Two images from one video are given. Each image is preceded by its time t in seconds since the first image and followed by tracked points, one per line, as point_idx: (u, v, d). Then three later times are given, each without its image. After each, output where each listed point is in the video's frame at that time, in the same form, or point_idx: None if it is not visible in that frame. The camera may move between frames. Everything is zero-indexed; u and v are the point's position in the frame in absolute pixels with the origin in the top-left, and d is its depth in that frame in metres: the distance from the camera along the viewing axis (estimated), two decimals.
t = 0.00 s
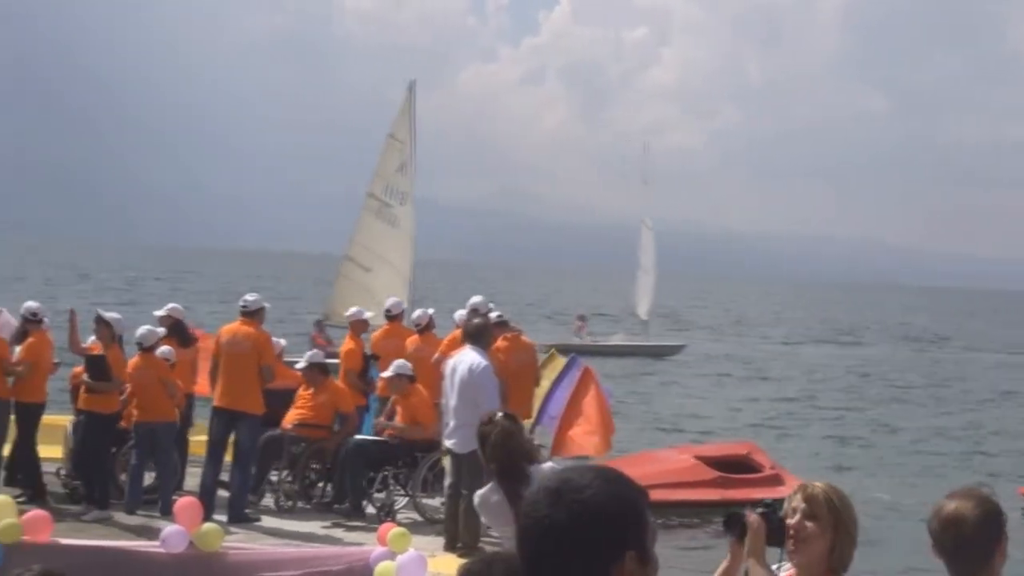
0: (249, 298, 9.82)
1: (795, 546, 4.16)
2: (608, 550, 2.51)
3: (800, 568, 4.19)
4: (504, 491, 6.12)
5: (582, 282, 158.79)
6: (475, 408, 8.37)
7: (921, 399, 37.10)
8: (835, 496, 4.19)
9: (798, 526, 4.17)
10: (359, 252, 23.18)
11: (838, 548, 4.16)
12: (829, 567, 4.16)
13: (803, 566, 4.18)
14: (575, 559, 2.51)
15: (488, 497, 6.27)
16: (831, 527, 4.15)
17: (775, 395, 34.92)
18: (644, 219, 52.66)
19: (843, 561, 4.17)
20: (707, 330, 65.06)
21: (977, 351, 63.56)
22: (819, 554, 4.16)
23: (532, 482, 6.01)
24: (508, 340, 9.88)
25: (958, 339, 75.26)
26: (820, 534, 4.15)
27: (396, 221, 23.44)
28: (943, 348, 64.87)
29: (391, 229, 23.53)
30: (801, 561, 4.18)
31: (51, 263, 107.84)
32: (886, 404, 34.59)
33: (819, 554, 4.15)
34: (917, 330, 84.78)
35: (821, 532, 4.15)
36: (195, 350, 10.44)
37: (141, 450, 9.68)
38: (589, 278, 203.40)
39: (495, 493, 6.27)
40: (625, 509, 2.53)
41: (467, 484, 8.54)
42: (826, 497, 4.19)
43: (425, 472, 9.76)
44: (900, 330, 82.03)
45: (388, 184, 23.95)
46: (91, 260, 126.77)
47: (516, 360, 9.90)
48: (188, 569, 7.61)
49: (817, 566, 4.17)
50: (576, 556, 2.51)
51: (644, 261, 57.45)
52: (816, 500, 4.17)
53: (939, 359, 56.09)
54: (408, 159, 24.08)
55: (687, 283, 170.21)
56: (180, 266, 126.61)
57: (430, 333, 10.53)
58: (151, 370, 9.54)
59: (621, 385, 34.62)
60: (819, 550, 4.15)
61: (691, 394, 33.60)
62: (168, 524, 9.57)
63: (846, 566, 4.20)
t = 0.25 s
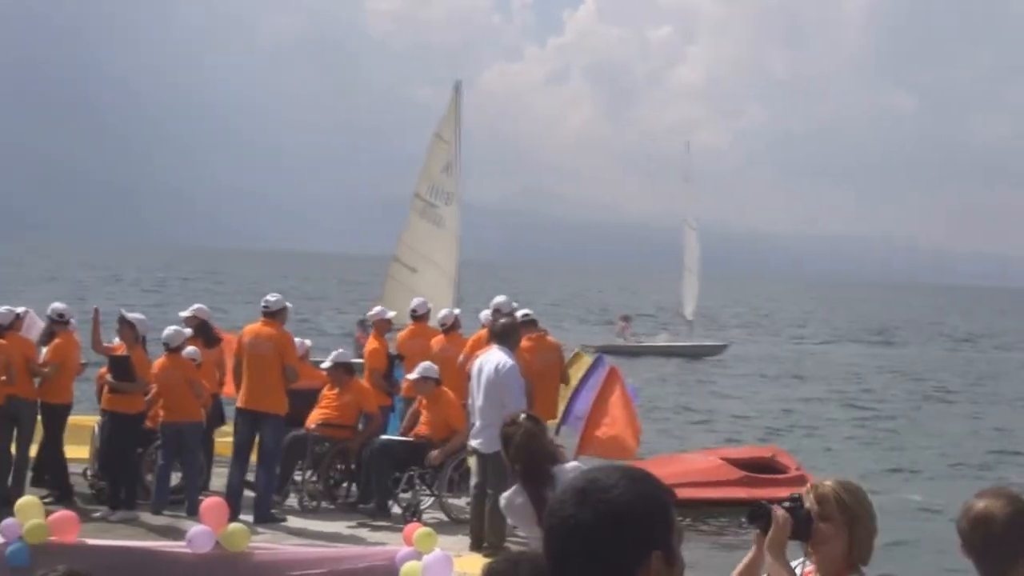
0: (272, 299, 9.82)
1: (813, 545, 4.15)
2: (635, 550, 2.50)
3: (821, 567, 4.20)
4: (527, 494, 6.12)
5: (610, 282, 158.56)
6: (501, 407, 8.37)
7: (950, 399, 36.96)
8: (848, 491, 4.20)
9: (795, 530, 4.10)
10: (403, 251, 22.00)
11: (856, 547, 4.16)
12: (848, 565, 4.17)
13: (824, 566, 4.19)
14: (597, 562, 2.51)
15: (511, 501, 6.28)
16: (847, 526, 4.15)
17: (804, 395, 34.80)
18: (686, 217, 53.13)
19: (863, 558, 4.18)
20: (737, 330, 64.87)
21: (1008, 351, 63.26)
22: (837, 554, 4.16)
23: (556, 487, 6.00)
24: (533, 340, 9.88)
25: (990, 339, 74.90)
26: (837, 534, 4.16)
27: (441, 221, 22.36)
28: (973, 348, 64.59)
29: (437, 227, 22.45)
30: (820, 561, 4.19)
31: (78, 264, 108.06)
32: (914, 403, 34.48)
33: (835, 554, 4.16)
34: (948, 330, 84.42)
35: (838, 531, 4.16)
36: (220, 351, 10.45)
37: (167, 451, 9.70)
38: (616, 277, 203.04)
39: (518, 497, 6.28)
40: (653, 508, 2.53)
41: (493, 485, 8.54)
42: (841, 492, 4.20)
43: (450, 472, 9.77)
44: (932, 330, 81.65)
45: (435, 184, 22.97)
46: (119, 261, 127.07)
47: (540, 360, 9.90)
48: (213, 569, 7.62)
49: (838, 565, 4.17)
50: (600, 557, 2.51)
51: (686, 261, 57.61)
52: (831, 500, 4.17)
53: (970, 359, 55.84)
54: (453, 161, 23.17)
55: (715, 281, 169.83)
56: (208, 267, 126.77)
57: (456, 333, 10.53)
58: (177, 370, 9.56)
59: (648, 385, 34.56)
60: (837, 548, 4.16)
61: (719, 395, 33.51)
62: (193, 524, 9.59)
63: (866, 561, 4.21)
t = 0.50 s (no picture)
0: (282, 299, 9.83)
1: (826, 547, 4.14)
2: (652, 551, 2.50)
3: (831, 570, 4.20)
4: (542, 495, 6.12)
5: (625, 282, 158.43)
6: (515, 406, 8.37)
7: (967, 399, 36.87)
8: (860, 494, 4.21)
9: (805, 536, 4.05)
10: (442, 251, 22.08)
11: (869, 550, 4.17)
12: (862, 567, 4.17)
13: (834, 568, 4.19)
14: (612, 561, 2.51)
15: (525, 504, 6.28)
16: (860, 530, 4.16)
17: (823, 396, 34.74)
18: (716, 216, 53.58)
19: (876, 560, 4.18)
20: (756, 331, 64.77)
21: None
22: (851, 558, 4.16)
23: (572, 489, 6.00)
24: (545, 340, 9.87)
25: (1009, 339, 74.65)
26: (851, 538, 4.16)
27: (479, 222, 22.49)
28: (992, 348, 64.40)
29: (475, 233, 22.61)
30: (830, 565, 4.19)
31: (97, 265, 108.33)
32: (931, 404, 34.42)
33: (850, 558, 4.16)
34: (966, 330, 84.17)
35: (852, 534, 4.16)
36: (233, 351, 10.46)
37: (181, 452, 9.70)
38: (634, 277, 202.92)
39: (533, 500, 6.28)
40: (668, 509, 2.53)
41: (508, 485, 8.55)
42: (852, 496, 4.20)
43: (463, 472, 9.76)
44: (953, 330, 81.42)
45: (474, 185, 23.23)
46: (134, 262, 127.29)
47: (552, 359, 9.89)
48: (228, 569, 7.64)
49: (850, 566, 4.16)
50: (615, 558, 2.50)
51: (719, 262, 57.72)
52: (843, 504, 4.18)
53: (990, 359, 55.69)
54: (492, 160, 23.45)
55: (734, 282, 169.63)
56: (226, 268, 126.96)
57: (470, 333, 10.54)
58: (191, 371, 9.56)
59: (666, 386, 34.54)
60: (851, 552, 4.16)
61: (738, 396, 33.47)
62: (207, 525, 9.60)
63: (878, 563, 4.21)
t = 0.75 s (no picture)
0: (296, 299, 9.84)
1: (844, 547, 4.14)
2: (670, 551, 2.49)
3: (851, 569, 4.19)
4: (559, 495, 6.11)
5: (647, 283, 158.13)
6: (534, 405, 8.36)
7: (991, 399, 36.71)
8: (878, 495, 4.20)
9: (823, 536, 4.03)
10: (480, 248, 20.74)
11: (889, 551, 4.16)
12: (881, 566, 4.16)
13: (853, 569, 4.18)
14: (632, 561, 2.50)
15: (543, 502, 6.28)
16: (878, 530, 4.15)
17: (847, 395, 34.64)
18: (758, 212, 54.00)
19: (895, 560, 4.17)
20: (782, 330, 64.60)
21: None
22: (869, 559, 4.15)
23: (590, 489, 6.00)
24: (564, 339, 9.86)
25: None
26: (870, 539, 4.15)
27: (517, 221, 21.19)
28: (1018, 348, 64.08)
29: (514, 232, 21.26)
30: (849, 564, 4.18)
31: (121, 266, 108.57)
32: (955, 403, 34.28)
33: (868, 559, 4.15)
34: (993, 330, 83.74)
35: (871, 535, 4.15)
36: (250, 352, 10.47)
37: (201, 452, 9.71)
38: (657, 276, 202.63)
39: (549, 500, 6.28)
40: (685, 509, 2.52)
41: (526, 487, 8.54)
42: (871, 495, 4.20)
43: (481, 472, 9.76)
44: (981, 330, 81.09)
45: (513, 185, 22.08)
46: (156, 263, 127.43)
47: (570, 359, 9.86)
48: (246, 569, 7.65)
49: (868, 566, 4.16)
50: (634, 559, 2.50)
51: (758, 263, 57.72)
52: (861, 504, 4.17)
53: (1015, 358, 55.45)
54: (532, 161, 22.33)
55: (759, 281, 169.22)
56: (249, 268, 127.10)
57: (488, 333, 10.54)
58: (211, 372, 9.58)
59: (690, 386, 34.48)
60: (869, 553, 4.15)
61: (763, 395, 33.39)
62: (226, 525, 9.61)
63: (898, 563, 4.20)
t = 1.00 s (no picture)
0: (313, 299, 9.83)
1: (861, 547, 4.13)
2: (690, 552, 2.49)
3: (868, 569, 4.19)
4: (575, 496, 6.10)
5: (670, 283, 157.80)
6: (553, 405, 8.35)
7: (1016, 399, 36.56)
8: (896, 494, 4.19)
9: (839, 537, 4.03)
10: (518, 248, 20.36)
11: (906, 549, 4.15)
12: (898, 567, 4.15)
13: (871, 569, 4.17)
14: (653, 563, 2.49)
15: (559, 502, 6.28)
16: (896, 530, 4.14)
17: (872, 395, 34.57)
18: (796, 212, 53.90)
19: (913, 560, 4.16)
20: (808, 330, 64.50)
21: None
22: (886, 559, 4.15)
23: (607, 486, 5.99)
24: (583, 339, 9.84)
25: None
26: (887, 539, 4.15)
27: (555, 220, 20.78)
28: None
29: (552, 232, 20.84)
30: (867, 564, 4.18)
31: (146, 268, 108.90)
32: (979, 404, 34.15)
33: (884, 559, 4.15)
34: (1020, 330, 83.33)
35: (888, 535, 4.14)
36: (269, 352, 10.47)
37: (221, 452, 9.73)
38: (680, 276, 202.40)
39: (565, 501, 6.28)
40: (702, 510, 2.51)
41: (545, 486, 8.55)
42: (887, 494, 4.19)
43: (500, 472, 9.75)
44: (1007, 329, 80.84)
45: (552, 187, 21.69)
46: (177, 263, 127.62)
47: (589, 358, 9.85)
48: (265, 568, 7.66)
49: (885, 566, 4.16)
50: (655, 560, 2.49)
51: (799, 264, 57.60)
52: (878, 504, 4.16)
53: None
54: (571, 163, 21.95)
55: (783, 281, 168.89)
56: (272, 269, 127.32)
57: (507, 333, 10.52)
58: (230, 372, 9.59)
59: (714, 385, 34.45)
60: (886, 553, 4.15)
61: (788, 395, 33.36)
62: (245, 525, 9.62)
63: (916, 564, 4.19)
